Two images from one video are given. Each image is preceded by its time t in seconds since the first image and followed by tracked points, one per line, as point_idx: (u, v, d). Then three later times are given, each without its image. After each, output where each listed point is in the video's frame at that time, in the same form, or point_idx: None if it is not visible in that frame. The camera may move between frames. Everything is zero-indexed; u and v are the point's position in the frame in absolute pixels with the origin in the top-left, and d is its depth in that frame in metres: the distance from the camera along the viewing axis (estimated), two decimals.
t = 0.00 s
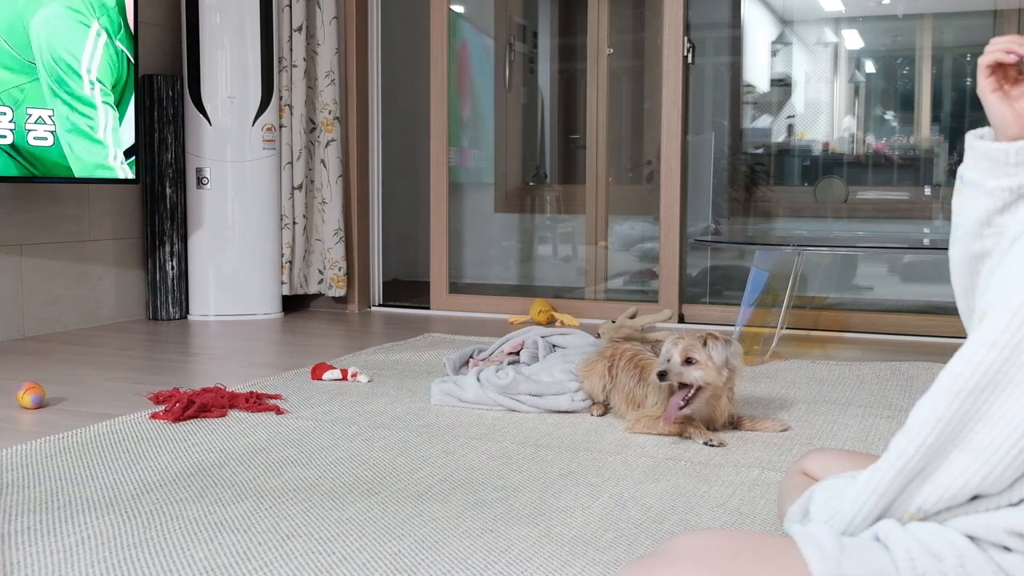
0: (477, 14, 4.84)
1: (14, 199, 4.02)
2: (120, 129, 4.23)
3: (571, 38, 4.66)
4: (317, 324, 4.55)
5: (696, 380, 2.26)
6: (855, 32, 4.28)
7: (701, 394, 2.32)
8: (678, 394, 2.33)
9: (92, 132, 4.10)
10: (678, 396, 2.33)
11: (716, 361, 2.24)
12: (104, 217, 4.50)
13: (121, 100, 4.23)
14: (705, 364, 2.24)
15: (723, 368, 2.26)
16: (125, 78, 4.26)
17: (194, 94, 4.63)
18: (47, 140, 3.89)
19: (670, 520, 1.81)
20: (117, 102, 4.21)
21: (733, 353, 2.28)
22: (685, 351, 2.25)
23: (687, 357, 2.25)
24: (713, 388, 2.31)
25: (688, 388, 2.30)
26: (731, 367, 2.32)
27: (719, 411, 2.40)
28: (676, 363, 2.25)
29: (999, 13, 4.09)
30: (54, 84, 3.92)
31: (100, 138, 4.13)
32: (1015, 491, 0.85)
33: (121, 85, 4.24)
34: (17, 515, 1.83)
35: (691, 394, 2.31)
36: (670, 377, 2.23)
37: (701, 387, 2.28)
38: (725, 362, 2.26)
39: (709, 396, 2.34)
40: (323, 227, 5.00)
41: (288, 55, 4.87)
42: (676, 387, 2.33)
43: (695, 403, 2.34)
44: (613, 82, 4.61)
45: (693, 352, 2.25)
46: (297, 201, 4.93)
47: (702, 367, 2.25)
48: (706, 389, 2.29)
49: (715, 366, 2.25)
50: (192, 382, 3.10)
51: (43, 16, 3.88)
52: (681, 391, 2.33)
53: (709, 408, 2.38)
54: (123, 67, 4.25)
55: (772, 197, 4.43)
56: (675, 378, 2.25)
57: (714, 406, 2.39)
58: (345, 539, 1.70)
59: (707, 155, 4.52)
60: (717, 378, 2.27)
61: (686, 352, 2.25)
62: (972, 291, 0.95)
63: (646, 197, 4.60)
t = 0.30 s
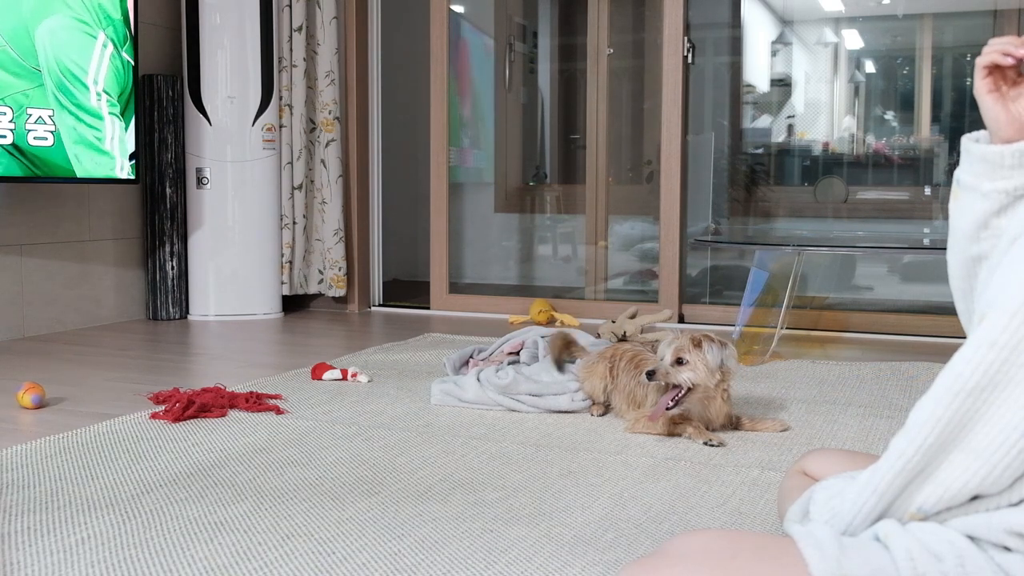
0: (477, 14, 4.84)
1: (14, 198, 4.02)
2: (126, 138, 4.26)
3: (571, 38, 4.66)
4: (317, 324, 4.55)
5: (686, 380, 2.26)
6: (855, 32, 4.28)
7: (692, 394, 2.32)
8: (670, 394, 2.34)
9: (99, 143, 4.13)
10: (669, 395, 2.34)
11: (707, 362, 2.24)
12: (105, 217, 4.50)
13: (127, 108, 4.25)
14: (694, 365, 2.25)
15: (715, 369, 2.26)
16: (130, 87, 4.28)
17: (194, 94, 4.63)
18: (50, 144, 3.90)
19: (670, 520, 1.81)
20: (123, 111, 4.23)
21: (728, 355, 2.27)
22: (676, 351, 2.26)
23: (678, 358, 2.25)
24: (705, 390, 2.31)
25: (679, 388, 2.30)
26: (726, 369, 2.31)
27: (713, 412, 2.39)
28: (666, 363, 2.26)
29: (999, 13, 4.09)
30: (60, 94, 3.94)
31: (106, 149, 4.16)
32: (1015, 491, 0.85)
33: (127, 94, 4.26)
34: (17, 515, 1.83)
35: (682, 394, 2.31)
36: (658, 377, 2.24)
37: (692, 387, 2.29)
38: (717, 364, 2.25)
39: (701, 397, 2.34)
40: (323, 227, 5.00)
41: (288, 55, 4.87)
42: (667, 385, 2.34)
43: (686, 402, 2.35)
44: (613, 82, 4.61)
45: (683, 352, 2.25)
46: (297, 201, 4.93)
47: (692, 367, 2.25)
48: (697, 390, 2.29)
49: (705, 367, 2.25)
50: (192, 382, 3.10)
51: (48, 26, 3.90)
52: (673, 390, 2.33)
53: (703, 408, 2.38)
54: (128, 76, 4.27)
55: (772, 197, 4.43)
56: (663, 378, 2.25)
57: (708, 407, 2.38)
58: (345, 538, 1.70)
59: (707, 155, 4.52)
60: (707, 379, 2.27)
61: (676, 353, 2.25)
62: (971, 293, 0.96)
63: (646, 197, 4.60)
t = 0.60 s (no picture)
0: (477, 14, 4.84)
1: (14, 198, 4.02)
2: (127, 143, 4.25)
3: (571, 38, 4.66)
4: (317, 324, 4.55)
5: (686, 381, 2.26)
6: (855, 32, 4.28)
7: (692, 395, 2.32)
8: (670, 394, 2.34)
9: (99, 149, 4.13)
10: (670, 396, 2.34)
11: (707, 363, 2.24)
12: (105, 217, 4.50)
13: (128, 113, 4.25)
14: (694, 366, 2.25)
15: (715, 370, 2.26)
16: (131, 92, 4.28)
17: (194, 94, 4.63)
18: (50, 146, 3.90)
19: (670, 520, 1.81)
20: (123, 116, 4.23)
21: (728, 356, 2.26)
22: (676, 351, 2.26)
23: (678, 359, 2.25)
24: (705, 390, 2.31)
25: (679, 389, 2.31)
26: (726, 369, 2.31)
27: (713, 412, 2.40)
28: (666, 364, 2.26)
29: (999, 13, 4.09)
30: (61, 99, 3.94)
31: (106, 155, 4.16)
32: (1015, 491, 0.85)
33: (128, 99, 4.26)
34: (18, 515, 1.83)
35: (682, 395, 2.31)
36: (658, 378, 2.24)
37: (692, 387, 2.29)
38: (718, 364, 2.25)
39: (701, 397, 2.35)
40: (323, 227, 5.00)
41: (287, 55, 4.87)
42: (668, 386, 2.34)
43: (686, 403, 2.35)
44: (613, 82, 4.61)
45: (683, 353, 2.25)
46: (297, 201, 4.93)
47: (692, 369, 2.25)
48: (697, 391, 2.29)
49: (705, 368, 2.25)
50: (192, 382, 3.10)
51: (51, 30, 3.90)
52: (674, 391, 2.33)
53: (702, 409, 2.38)
54: (129, 80, 4.27)
55: (772, 197, 4.43)
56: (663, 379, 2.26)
57: (708, 408, 2.38)
58: (344, 538, 1.70)
59: (707, 155, 4.52)
60: (707, 380, 2.27)
61: (676, 353, 2.25)
62: (971, 293, 0.96)
63: (646, 197, 4.60)
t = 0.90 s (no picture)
0: (477, 14, 4.84)
1: (14, 198, 4.02)
2: (124, 147, 4.25)
3: (571, 38, 4.66)
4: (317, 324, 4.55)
5: (686, 382, 2.26)
6: (855, 32, 4.28)
7: (692, 396, 2.32)
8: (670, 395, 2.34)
9: (97, 153, 4.13)
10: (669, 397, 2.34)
11: (708, 364, 2.24)
12: (105, 217, 4.50)
13: (125, 116, 4.25)
14: (695, 366, 2.25)
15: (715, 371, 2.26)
16: (128, 95, 4.28)
17: (194, 94, 4.63)
18: (50, 147, 3.90)
19: (670, 520, 1.81)
20: (121, 119, 4.23)
21: (728, 356, 2.27)
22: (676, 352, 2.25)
23: (678, 359, 2.25)
24: (705, 391, 2.31)
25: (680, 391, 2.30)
26: (726, 369, 2.31)
27: (714, 413, 2.39)
28: (667, 364, 2.26)
29: (999, 13, 4.09)
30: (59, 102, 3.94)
31: (104, 159, 4.16)
32: (1015, 491, 0.85)
33: (125, 103, 4.26)
34: (18, 515, 1.83)
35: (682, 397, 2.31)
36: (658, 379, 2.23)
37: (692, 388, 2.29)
38: (718, 365, 2.26)
39: (701, 398, 2.35)
40: (323, 227, 5.00)
41: (287, 55, 4.87)
42: (668, 388, 2.33)
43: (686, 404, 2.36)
44: (614, 82, 4.61)
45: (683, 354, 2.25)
46: (297, 201, 4.93)
47: (692, 369, 2.25)
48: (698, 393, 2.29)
49: (705, 369, 2.25)
50: (192, 382, 3.10)
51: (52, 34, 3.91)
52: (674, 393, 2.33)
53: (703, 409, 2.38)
54: (126, 84, 4.27)
55: (772, 197, 4.42)
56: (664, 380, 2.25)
57: (708, 408, 2.38)
58: (345, 538, 1.70)
59: (707, 155, 4.52)
60: (707, 381, 2.27)
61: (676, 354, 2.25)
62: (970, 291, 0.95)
63: (646, 197, 4.60)
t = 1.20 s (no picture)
0: (477, 14, 4.84)
1: (14, 198, 4.02)
2: (119, 150, 4.23)
3: (571, 38, 4.66)
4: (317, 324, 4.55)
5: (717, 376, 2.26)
6: (855, 32, 4.28)
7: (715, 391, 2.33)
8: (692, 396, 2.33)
9: (91, 157, 4.11)
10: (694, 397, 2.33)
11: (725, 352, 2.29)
12: (104, 217, 4.50)
13: (120, 120, 4.23)
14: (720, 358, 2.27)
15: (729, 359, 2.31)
16: (123, 98, 4.25)
17: (194, 94, 4.63)
18: (46, 149, 3.89)
19: (670, 520, 1.81)
20: (116, 123, 4.21)
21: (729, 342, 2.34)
22: (703, 351, 2.25)
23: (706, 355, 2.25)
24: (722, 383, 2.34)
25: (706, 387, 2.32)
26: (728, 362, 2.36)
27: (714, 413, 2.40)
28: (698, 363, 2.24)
29: (999, 13, 4.09)
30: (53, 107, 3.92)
31: (98, 164, 4.14)
32: (1015, 490, 0.85)
33: (119, 106, 4.23)
34: (18, 515, 1.83)
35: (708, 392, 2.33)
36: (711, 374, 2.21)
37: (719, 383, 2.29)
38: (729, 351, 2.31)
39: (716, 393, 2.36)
40: (323, 227, 5.00)
41: (287, 55, 4.87)
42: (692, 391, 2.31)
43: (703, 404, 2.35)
44: (614, 82, 4.61)
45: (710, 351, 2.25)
46: (297, 201, 4.93)
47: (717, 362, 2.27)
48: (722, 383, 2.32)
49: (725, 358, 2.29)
50: (192, 382, 3.10)
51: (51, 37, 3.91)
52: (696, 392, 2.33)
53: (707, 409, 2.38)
54: (120, 87, 4.24)
55: (772, 197, 4.42)
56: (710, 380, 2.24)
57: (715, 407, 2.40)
58: (345, 538, 1.70)
59: (707, 155, 4.52)
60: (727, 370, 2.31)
61: (706, 353, 2.24)
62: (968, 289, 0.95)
63: (646, 197, 4.60)
